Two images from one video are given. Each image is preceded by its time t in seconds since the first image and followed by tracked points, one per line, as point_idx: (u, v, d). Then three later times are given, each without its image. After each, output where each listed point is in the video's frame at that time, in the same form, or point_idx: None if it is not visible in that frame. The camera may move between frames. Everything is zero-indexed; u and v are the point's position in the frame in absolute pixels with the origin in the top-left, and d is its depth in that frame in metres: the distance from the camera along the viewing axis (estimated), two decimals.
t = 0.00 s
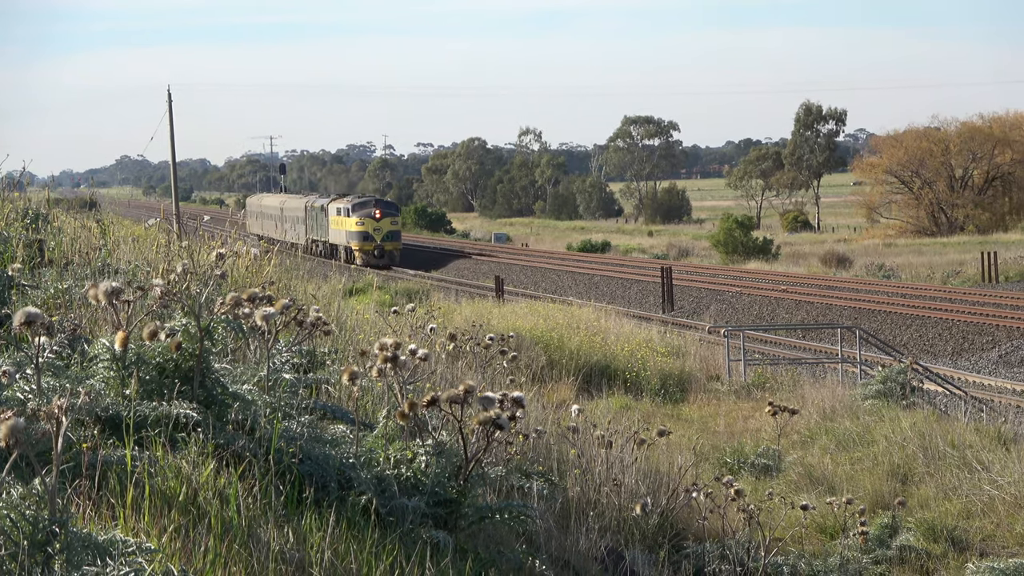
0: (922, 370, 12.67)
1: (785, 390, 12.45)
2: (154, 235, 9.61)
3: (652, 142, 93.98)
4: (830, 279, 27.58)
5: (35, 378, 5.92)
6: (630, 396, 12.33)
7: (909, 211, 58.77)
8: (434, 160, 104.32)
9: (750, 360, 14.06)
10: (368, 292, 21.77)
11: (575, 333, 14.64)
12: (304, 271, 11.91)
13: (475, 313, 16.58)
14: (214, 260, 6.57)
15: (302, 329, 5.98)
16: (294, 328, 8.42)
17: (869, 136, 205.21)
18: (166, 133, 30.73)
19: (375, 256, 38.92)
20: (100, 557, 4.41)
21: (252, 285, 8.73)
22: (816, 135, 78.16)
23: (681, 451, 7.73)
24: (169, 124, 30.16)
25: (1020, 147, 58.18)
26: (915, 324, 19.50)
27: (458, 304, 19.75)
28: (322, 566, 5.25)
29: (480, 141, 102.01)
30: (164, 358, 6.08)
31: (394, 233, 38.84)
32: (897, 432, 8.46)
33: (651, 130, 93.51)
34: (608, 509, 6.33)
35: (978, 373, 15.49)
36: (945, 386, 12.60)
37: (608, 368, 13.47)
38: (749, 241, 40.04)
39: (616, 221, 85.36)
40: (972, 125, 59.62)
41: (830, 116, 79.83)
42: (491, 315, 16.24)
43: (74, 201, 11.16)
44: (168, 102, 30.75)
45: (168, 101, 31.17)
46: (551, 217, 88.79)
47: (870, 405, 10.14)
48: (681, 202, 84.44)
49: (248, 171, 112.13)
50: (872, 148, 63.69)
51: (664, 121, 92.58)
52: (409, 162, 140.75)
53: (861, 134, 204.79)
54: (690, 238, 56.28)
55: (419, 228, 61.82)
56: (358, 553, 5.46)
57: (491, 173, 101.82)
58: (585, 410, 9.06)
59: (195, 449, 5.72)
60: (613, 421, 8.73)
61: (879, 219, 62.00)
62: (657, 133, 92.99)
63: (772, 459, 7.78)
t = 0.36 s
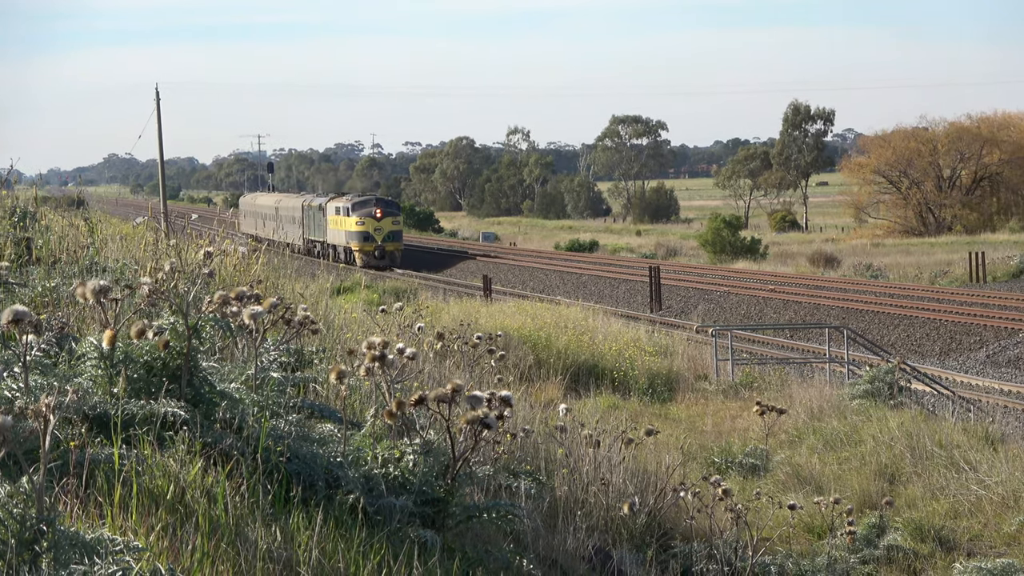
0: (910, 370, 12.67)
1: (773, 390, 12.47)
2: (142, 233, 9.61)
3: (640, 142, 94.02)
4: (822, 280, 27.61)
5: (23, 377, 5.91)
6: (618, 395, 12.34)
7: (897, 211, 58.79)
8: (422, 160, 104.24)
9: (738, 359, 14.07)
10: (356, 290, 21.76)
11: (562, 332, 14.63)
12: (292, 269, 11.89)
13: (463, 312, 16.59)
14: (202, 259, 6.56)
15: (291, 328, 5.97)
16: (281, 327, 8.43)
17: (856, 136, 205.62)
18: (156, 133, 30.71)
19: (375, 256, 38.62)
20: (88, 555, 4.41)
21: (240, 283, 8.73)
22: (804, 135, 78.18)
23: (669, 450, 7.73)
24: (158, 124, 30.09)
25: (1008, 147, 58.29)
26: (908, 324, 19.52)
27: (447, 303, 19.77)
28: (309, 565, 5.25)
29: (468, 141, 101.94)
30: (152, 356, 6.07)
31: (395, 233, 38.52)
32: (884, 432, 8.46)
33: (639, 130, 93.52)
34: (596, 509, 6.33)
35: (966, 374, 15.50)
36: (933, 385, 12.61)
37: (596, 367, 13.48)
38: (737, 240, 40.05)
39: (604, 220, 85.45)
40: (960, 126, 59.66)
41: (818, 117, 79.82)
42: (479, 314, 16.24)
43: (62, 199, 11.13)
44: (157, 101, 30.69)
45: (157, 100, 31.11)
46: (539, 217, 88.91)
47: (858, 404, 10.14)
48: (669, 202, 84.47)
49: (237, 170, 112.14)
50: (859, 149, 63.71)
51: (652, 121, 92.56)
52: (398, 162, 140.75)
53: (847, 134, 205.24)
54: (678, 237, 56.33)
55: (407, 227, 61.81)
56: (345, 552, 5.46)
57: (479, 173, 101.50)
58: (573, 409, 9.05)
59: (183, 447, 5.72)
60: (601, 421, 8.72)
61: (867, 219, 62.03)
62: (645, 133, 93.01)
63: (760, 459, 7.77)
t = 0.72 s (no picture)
0: (896, 371, 12.68)
1: (760, 390, 12.49)
2: (130, 233, 9.60)
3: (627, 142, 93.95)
4: (816, 279, 27.66)
5: (9, 377, 5.90)
6: (605, 396, 12.34)
7: (885, 211, 58.83)
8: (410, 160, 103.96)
9: (725, 360, 14.09)
10: (344, 290, 21.78)
11: (550, 332, 14.62)
12: (280, 270, 11.87)
13: (451, 313, 16.59)
14: (189, 260, 6.56)
15: (278, 328, 5.97)
16: (270, 327, 8.44)
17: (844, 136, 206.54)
18: (147, 135, 30.66)
19: (376, 259, 38.26)
20: (74, 556, 4.41)
21: (228, 284, 8.72)
22: (791, 135, 78.33)
23: (656, 450, 7.73)
24: (148, 125, 30.01)
25: (995, 147, 58.54)
26: (901, 323, 19.55)
27: (434, 303, 19.78)
28: (296, 566, 5.24)
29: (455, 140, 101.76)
30: (139, 357, 6.07)
31: (397, 235, 38.19)
32: (871, 432, 8.46)
33: (627, 130, 93.48)
34: (583, 509, 6.33)
35: (952, 374, 15.52)
36: (920, 386, 12.62)
37: (583, 367, 13.49)
38: (725, 241, 40.07)
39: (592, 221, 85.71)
40: (946, 126, 59.74)
41: (805, 117, 79.81)
42: (466, 315, 16.24)
43: (49, 199, 11.12)
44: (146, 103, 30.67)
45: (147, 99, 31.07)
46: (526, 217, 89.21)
47: (845, 404, 10.18)
48: (657, 201, 84.41)
49: (226, 171, 112.19)
50: (847, 148, 63.70)
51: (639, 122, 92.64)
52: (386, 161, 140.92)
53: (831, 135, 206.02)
54: (666, 238, 56.44)
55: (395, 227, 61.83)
56: (332, 553, 5.46)
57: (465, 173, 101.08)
58: (560, 409, 9.05)
59: (170, 448, 5.72)
60: (589, 421, 8.71)
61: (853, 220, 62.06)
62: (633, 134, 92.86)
63: (747, 459, 7.77)
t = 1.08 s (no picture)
0: (871, 367, 12.84)
1: (740, 386, 12.68)
2: (128, 234, 9.77)
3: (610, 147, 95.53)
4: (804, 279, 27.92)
5: (11, 374, 6.08)
6: (589, 392, 12.52)
7: (862, 214, 59.26)
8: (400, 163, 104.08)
9: (706, 357, 14.30)
10: (336, 290, 22.01)
11: (536, 331, 14.81)
12: (273, 270, 12.05)
13: (439, 312, 16.80)
14: (185, 260, 6.74)
15: (271, 326, 6.15)
16: (264, 324, 8.63)
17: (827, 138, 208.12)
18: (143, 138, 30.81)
19: (382, 261, 37.94)
20: (73, 547, 4.59)
21: (222, 283, 8.89)
22: (771, 139, 78.81)
23: (638, 445, 7.92)
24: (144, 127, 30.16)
25: (968, 151, 58.81)
26: (884, 322, 19.75)
27: (423, 303, 20.00)
28: (289, 556, 5.42)
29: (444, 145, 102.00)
30: (137, 354, 6.27)
31: (403, 237, 37.87)
32: (847, 427, 8.67)
33: (610, 135, 94.87)
34: (568, 502, 6.54)
35: (926, 371, 15.76)
36: (895, 383, 12.79)
37: (568, 365, 13.68)
38: (705, 241, 40.39)
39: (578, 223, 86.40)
40: (920, 130, 60.16)
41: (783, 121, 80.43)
42: (454, 313, 16.43)
43: (50, 203, 11.29)
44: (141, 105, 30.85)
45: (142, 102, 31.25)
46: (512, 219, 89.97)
47: (822, 401, 10.38)
48: (639, 203, 85.12)
49: (220, 173, 112.60)
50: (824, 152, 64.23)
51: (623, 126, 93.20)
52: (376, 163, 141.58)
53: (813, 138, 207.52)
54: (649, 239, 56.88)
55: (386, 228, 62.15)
56: (324, 544, 5.64)
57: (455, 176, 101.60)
58: (545, 405, 9.22)
59: (167, 443, 5.89)
60: (573, 416, 8.88)
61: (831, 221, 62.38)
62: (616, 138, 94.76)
63: (727, 454, 7.96)
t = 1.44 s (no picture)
0: (847, 365, 13.09)
1: (719, 383, 12.91)
2: (128, 237, 9.97)
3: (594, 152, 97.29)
4: (793, 280, 28.28)
5: (14, 372, 6.29)
6: (574, 389, 12.73)
7: (836, 217, 60.07)
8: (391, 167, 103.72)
9: (687, 355, 14.57)
10: (328, 290, 22.29)
11: (522, 330, 15.05)
12: (269, 271, 12.27)
13: (428, 311, 17.05)
14: (183, 262, 6.94)
15: (265, 325, 6.36)
16: (258, 323, 8.85)
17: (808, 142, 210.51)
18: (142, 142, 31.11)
19: (389, 266, 37.53)
20: (75, 538, 4.81)
21: (219, 283, 9.09)
22: (750, 144, 80.75)
23: (621, 440, 8.16)
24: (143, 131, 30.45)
25: (940, 156, 60.35)
26: (864, 322, 20.01)
27: (413, 302, 20.27)
28: (284, 547, 5.63)
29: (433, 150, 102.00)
30: (136, 352, 6.48)
31: (410, 241, 37.42)
32: (823, 423, 8.93)
33: (594, 140, 96.87)
34: (553, 495, 6.78)
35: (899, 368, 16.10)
36: (870, 380, 13.04)
37: (553, 363, 13.90)
38: (686, 243, 41.02)
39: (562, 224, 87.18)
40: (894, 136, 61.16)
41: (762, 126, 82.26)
42: (444, 313, 16.68)
43: (52, 205, 11.51)
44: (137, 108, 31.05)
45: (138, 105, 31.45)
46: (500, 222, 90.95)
47: (799, 398, 10.64)
48: (623, 207, 85.77)
49: (217, 176, 113.06)
50: (799, 157, 65.17)
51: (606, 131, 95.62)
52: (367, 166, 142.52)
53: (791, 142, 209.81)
54: (632, 241, 57.59)
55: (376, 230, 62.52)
56: (317, 535, 5.85)
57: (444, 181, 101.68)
58: (532, 401, 9.46)
59: (165, 439, 6.10)
60: (558, 413, 9.13)
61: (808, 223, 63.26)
62: (600, 143, 96.50)
63: (708, 449, 8.19)
